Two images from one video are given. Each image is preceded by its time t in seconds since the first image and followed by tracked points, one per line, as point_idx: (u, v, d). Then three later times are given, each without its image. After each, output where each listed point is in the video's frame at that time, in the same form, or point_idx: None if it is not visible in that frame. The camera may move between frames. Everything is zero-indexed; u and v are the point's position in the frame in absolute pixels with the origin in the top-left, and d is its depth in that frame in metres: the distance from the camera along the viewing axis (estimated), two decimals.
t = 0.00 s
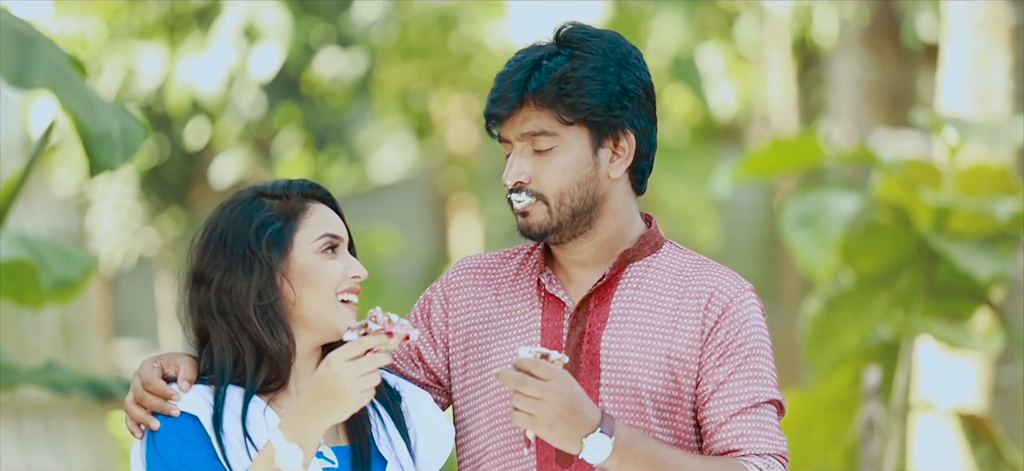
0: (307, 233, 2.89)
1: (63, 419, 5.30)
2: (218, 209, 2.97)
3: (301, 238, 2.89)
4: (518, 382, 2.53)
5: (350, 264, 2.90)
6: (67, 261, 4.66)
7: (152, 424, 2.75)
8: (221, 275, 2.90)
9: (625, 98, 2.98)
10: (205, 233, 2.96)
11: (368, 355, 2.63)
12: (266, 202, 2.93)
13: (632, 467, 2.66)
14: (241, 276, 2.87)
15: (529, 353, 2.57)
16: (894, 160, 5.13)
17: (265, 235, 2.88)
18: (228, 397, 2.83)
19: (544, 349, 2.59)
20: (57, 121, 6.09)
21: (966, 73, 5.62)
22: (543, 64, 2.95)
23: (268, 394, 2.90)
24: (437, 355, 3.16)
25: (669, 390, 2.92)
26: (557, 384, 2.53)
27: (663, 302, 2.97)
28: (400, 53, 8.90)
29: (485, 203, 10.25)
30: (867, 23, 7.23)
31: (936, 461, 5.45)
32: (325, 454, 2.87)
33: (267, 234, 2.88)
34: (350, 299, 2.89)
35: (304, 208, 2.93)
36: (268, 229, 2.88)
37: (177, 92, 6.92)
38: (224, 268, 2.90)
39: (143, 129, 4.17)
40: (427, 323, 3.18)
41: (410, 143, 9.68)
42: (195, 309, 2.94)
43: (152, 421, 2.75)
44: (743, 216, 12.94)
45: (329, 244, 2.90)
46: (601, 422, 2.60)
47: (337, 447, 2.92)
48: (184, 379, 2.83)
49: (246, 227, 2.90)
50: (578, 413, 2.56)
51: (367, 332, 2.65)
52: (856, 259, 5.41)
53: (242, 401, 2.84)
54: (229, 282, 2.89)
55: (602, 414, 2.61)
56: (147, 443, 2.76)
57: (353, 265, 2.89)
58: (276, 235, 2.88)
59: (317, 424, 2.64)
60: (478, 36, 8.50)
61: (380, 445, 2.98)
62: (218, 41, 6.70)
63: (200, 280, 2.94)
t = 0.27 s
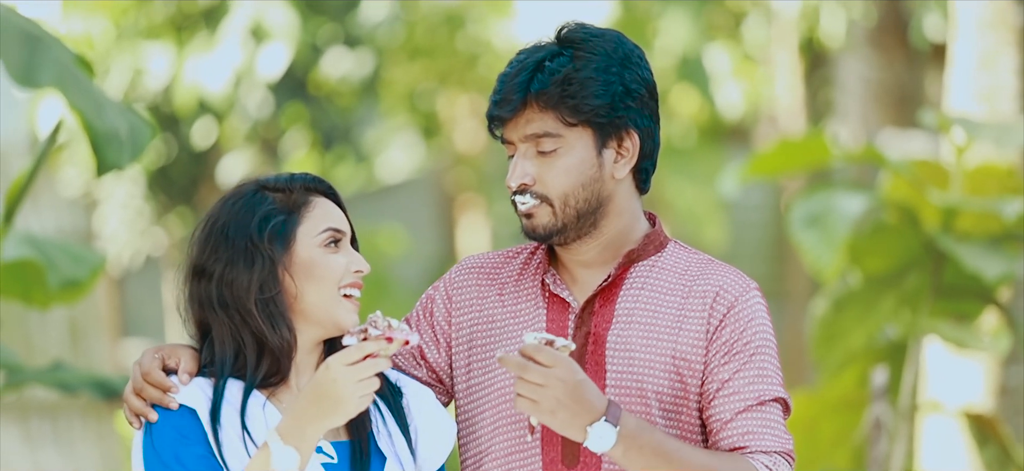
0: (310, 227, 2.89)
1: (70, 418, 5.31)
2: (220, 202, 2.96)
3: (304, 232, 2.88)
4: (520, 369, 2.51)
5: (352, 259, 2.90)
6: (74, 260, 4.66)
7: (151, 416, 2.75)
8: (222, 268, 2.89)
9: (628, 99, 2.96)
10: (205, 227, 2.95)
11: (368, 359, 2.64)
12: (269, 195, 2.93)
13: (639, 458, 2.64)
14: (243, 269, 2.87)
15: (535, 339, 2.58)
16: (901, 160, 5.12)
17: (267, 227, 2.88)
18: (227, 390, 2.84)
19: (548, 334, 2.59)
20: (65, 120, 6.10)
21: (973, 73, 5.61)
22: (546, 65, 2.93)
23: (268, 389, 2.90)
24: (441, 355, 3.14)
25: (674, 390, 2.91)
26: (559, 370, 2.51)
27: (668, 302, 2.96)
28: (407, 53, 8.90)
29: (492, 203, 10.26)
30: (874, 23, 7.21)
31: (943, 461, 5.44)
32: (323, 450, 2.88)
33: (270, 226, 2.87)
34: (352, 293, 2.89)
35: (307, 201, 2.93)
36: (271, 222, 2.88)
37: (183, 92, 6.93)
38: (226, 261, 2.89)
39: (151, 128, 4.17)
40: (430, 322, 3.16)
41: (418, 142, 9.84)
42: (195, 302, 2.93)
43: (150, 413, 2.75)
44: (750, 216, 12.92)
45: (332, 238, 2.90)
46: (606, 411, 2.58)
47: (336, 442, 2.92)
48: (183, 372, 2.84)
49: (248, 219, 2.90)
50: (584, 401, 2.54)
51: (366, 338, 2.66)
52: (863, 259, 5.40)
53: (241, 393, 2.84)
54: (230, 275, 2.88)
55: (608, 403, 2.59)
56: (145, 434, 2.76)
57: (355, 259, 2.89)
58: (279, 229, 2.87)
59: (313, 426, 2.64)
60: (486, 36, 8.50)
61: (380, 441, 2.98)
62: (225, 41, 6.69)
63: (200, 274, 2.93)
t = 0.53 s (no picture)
0: (323, 224, 2.89)
1: (80, 418, 5.32)
2: (231, 198, 2.96)
3: (317, 229, 2.89)
4: (529, 358, 2.54)
5: (364, 257, 2.90)
6: (84, 261, 4.67)
7: (156, 412, 2.75)
8: (234, 264, 2.89)
9: (639, 101, 2.95)
10: (217, 223, 2.95)
11: (371, 366, 2.63)
12: (282, 191, 2.93)
13: (647, 452, 2.61)
14: (255, 265, 2.86)
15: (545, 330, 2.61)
16: (912, 162, 5.11)
17: (280, 224, 2.88)
18: (233, 387, 2.83)
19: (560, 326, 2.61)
20: (75, 121, 6.12)
21: (984, 74, 5.59)
22: (556, 67, 2.93)
23: (275, 386, 2.89)
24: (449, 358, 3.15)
25: (685, 392, 2.91)
26: (568, 360, 2.53)
27: (679, 304, 2.95)
28: (417, 55, 8.89)
29: (502, 204, 10.26)
30: (884, 24, 7.19)
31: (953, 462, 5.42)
32: (327, 451, 2.87)
33: (283, 223, 2.87)
34: (364, 291, 2.90)
35: (319, 198, 2.93)
36: (284, 219, 2.88)
37: (194, 92, 6.95)
38: (238, 257, 2.89)
39: (161, 130, 4.17)
40: (438, 324, 3.16)
41: (427, 144, 9.89)
42: (205, 299, 2.93)
43: (156, 408, 2.76)
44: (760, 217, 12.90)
45: (344, 235, 2.90)
46: (617, 404, 2.58)
47: (341, 443, 2.91)
48: (191, 368, 2.84)
49: (261, 215, 2.89)
50: (595, 392, 2.55)
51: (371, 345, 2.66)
52: (872, 260, 5.43)
53: (247, 391, 2.84)
54: (242, 270, 2.88)
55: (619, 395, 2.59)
56: (150, 429, 2.76)
57: (367, 257, 2.90)
58: (292, 225, 2.87)
59: (314, 432, 2.64)
60: (495, 37, 8.49)
61: (385, 444, 2.97)
62: (235, 43, 6.69)
63: (211, 270, 2.93)
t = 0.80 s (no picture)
0: (340, 220, 2.91)
1: (92, 417, 5.34)
2: (247, 193, 2.97)
3: (333, 225, 2.90)
4: (543, 348, 2.56)
5: (380, 255, 2.91)
6: (97, 261, 4.68)
7: (165, 408, 2.76)
8: (250, 259, 2.91)
9: (653, 101, 2.96)
10: (233, 217, 2.96)
11: (379, 373, 2.66)
12: (299, 187, 2.94)
13: (660, 447, 2.64)
14: (271, 260, 2.88)
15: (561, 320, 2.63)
16: (924, 161, 5.09)
17: (296, 220, 2.89)
18: (243, 383, 2.84)
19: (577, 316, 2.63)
20: (88, 121, 6.14)
21: (996, 73, 5.57)
22: (570, 67, 2.93)
23: (285, 383, 2.90)
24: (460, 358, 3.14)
25: (698, 393, 2.91)
26: (582, 352, 2.55)
27: (692, 305, 2.95)
28: (428, 54, 8.90)
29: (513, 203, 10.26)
30: (896, 23, 7.17)
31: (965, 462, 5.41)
32: (337, 449, 2.88)
33: (300, 219, 2.89)
34: (378, 290, 2.90)
35: (336, 195, 2.94)
36: (301, 215, 2.89)
37: (205, 92, 6.94)
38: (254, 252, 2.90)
39: (174, 129, 4.17)
40: (450, 323, 3.15)
41: (438, 143, 9.87)
42: (220, 295, 2.94)
43: (165, 404, 2.77)
44: (772, 216, 12.89)
45: (360, 233, 2.91)
46: (632, 397, 2.60)
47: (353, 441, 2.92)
48: (201, 364, 2.84)
49: (278, 211, 2.91)
50: (609, 385, 2.57)
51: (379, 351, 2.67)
52: (883, 259, 5.43)
53: (259, 387, 2.85)
54: (259, 266, 2.89)
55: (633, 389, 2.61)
56: (159, 425, 2.78)
57: (383, 255, 2.90)
58: (309, 221, 2.89)
59: (322, 436, 2.67)
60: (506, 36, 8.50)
61: (396, 443, 2.97)
62: (246, 42, 6.71)
63: (227, 264, 2.94)
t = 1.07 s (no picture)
0: (354, 222, 2.90)
1: (100, 418, 5.34)
2: (260, 191, 2.96)
3: (347, 227, 2.89)
4: (558, 340, 2.59)
5: (393, 257, 2.91)
6: (106, 262, 4.69)
7: (172, 408, 2.77)
8: (263, 259, 2.90)
9: (667, 106, 2.96)
10: (245, 215, 2.95)
11: (388, 384, 2.63)
12: (313, 187, 2.93)
13: (672, 445, 2.65)
14: (284, 261, 2.87)
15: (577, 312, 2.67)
16: (932, 162, 5.08)
17: (311, 219, 2.88)
18: (251, 384, 2.85)
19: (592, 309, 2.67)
20: (96, 123, 6.15)
21: (1005, 75, 5.57)
22: (583, 71, 2.93)
23: (295, 381, 2.90)
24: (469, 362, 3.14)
25: (710, 399, 2.92)
26: (598, 345, 2.56)
27: (704, 311, 2.96)
28: (436, 55, 8.90)
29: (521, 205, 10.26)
30: (905, 24, 7.16)
31: (974, 464, 5.40)
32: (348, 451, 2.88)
33: (315, 219, 2.88)
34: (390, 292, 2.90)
35: (351, 195, 2.94)
36: (316, 215, 2.88)
37: (214, 94, 6.96)
38: (267, 252, 2.90)
39: (182, 130, 4.17)
40: (460, 326, 3.15)
41: (447, 143, 9.81)
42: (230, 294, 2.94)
43: (172, 405, 2.78)
44: (780, 218, 12.87)
45: (374, 234, 2.91)
46: (644, 393, 2.61)
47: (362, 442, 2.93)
48: (209, 367, 2.85)
49: (292, 210, 2.90)
50: (624, 379, 2.58)
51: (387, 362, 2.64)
52: (890, 261, 5.43)
53: (268, 388, 2.85)
54: (273, 266, 2.89)
55: (647, 385, 2.62)
56: (166, 426, 2.79)
57: (395, 257, 2.90)
58: (324, 221, 2.88)
59: (326, 447, 2.66)
60: (514, 38, 8.50)
61: (405, 445, 2.97)
62: (255, 44, 6.71)
63: (239, 262, 2.93)
